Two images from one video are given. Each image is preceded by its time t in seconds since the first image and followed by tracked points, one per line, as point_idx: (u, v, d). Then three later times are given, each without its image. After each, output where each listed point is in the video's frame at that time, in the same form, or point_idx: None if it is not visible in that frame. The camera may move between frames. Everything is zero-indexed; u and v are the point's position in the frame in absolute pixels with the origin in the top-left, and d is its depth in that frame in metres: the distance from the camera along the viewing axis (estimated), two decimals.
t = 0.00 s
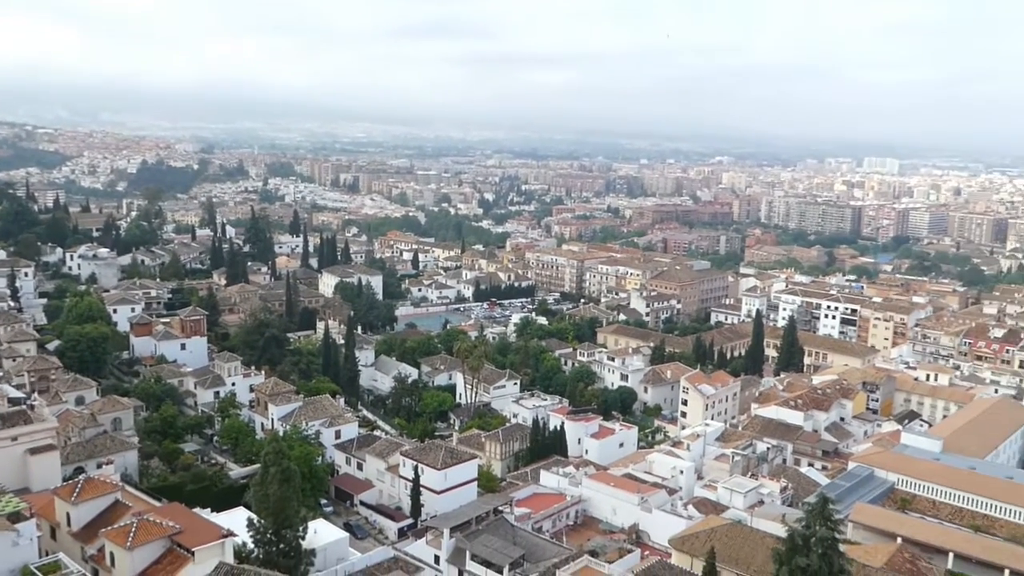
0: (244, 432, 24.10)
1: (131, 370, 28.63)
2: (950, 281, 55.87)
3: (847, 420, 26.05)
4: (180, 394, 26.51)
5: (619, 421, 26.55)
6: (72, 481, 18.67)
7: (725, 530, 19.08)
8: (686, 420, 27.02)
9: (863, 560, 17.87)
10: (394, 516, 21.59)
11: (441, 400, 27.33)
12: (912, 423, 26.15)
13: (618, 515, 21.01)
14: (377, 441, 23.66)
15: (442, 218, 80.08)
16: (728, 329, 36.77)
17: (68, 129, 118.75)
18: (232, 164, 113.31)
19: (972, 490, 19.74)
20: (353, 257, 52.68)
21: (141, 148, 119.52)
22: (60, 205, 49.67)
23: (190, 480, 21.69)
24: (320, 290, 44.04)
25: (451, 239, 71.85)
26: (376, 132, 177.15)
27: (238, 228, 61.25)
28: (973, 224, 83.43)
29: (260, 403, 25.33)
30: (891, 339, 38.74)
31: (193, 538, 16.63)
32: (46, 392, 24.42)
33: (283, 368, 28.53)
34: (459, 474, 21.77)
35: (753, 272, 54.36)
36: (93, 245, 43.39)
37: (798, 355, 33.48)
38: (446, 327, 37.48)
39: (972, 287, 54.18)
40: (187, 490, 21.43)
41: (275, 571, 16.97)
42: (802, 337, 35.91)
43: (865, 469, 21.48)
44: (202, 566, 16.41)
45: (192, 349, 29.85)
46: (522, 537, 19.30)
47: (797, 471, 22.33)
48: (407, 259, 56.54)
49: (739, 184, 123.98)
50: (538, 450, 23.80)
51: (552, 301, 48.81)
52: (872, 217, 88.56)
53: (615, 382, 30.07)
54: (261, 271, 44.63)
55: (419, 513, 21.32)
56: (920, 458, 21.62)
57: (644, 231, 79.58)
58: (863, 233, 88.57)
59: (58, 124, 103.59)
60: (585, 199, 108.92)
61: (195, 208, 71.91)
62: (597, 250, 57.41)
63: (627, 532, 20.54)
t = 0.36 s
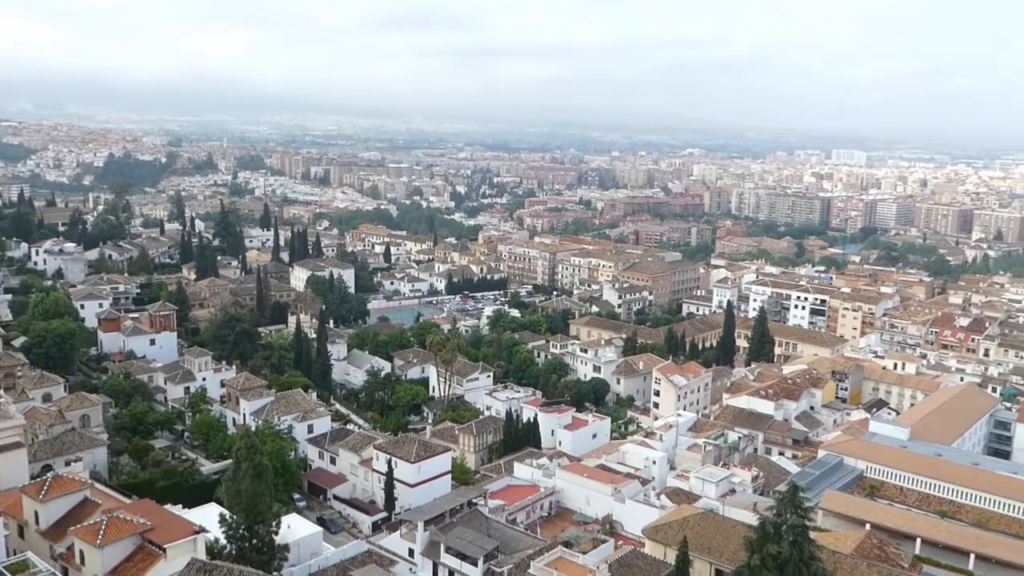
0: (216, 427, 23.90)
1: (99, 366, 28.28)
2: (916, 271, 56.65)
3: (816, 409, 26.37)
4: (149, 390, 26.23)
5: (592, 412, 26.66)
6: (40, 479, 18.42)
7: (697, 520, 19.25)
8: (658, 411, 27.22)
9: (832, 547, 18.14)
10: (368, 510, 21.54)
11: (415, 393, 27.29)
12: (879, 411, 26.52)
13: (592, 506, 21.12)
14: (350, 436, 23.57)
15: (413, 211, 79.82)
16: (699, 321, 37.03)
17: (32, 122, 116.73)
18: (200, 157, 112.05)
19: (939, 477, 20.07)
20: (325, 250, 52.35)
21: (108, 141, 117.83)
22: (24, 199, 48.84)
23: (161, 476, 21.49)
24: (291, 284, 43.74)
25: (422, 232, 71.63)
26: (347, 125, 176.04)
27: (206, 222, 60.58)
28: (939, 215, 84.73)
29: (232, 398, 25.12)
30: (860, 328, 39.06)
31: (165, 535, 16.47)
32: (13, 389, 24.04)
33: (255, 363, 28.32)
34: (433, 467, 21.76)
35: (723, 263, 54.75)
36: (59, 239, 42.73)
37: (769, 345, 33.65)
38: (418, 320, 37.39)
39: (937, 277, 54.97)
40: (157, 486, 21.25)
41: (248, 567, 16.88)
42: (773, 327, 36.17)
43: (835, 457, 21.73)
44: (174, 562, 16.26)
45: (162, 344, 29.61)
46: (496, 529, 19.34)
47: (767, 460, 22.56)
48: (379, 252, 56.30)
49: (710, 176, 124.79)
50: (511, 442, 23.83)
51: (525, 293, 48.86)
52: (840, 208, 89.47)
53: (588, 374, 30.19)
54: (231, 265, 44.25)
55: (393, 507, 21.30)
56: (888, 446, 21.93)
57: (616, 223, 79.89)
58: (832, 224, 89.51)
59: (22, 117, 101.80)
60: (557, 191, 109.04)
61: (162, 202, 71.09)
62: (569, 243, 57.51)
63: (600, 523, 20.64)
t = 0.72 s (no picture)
0: (183, 423, 23.65)
1: (64, 362, 27.86)
2: (880, 261, 57.46)
3: (784, 398, 26.66)
4: (115, 386, 25.90)
5: (562, 404, 26.73)
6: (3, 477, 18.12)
7: (668, 510, 19.41)
8: (628, 402, 27.36)
9: (800, 535, 18.39)
10: (339, 504, 21.46)
11: (385, 386, 27.20)
12: (845, 400, 26.88)
13: (563, 497, 21.21)
14: (320, 430, 23.44)
15: (383, 203, 79.44)
16: (669, 312, 37.25)
17: None
18: (166, 150, 110.59)
19: (903, 464, 20.41)
20: (293, 243, 51.95)
21: (71, 133, 115.91)
22: None
23: (128, 473, 21.22)
24: (260, 277, 43.35)
25: (392, 225, 71.35)
26: (316, 117, 174.66)
27: (172, 215, 59.85)
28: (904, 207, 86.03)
29: (200, 393, 24.86)
30: (826, 318, 39.75)
31: (132, 532, 16.26)
32: None
33: (223, 358, 28.06)
34: (404, 460, 21.71)
35: (692, 255, 55.15)
36: (20, 233, 41.98)
37: (737, 336, 34.00)
38: (388, 313, 37.24)
39: (901, 268, 55.79)
40: (124, 483, 20.98)
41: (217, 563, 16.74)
42: (741, 318, 36.53)
43: (802, 447, 21.97)
44: (142, 559, 16.06)
45: (127, 339, 29.24)
46: (467, 522, 19.36)
47: (736, 450, 22.78)
48: (348, 245, 55.96)
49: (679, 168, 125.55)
50: (482, 435, 23.84)
51: (495, 286, 48.84)
52: (807, 200, 90.42)
53: (558, 366, 30.27)
54: (198, 259, 43.77)
55: (364, 501, 21.24)
56: (854, 434, 22.22)
57: (586, 215, 80.09)
58: (799, 216, 90.44)
59: None
60: (527, 184, 109.09)
61: (127, 195, 70.13)
62: (539, 235, 57.57)
63: (572, 514, 20.70)
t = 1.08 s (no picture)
0: (161, 419, 23.48)
1: (38, 358, 27.52)
2: (855, 252, 58.03)
3: (762, 388, 26.86)
4: (92, 382, 25.65)
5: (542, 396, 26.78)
6: None
7: (647, 500, 19.54)
8: (608, 393, 27.46)
9: (778, 523, 18.60)
10: (319, 499, 21.41)
11: (364, 380, 27.14)
12: (822, 389, 27.12)
13: (543, 488, 21.28)
14: (299, 424, 23.35)
15: (361, 196, 79.14)
16: (647, 303, 37.41)
17: None
18: (140, 143, 109.42)
19: (879, 451, 20.66)
20: (271, 237, 51.66)
21: (43, 126, 114.35)
22: None
23: (105, 470, 21.05)
24: (237, 272, 43.06)
25: (370, 218, 71.08)
26: (292, 110, 173.50)
27: (146, 209, 59.27)
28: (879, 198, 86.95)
29: (177, 389, 24.65)
30: (803, 309, 40.05)
31: (110, 528, 16.12)
32: None
33: (201, 353, 27.87)
34: (384, 454, 21.69)
35: (670, 246, 55.38)
36: None
37: (716, 326, 34.20)
38: (367, 307, 37.15)
39: (876, 258, 56.38)
40: (101, 480, 20.80)
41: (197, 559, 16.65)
42: (719, 309, 36.74)
43: (780, 436, 22.14)
44: (120, 556, 15.94)
45: (103, 334, 28.96)
46: (448, 514, 19.39)
47: (715, 440, 22.95)
48: (326, 238, 55.71)
49: (656, 159, 125.96)
50: (462, 428, 23.87)
51: (474, 278, 48.83)
52: (784, 190, 91.03)
53: (538, 358, 30.31)
54: (174, 253, 43.39)
55: (344, 495, 21.21)
56: (831, 423, 22.44)
57: (564, 207, 80.19)
58: (776, 207, 91.08)
59: None
60: (505, 176, 109.02)
61: (101, 189, 69.33)
62: (517, 227, 57.58)
63: (552, 505, 20.77)
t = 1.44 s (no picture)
0: (128, 415, 23.20)
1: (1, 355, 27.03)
2: (822, 241, 58.69)
3: (730, 377, 27.10)
4: (56, 378, 25.27)
5: (512, 388, 26.81)
6: None
7: (618, 490, 19.64)
8: (578, 384, 27.56)
9: (747, 511, 18.80)
10: (289, 493, 21.28)
11: (334, 373, 27.00)
12: (789, 378, 27.42)
13: (514, 480, 21.32)
14: (268, 419, 23.18)
15: (330, 188, 78.63)
16: (617, 294, 37.57)
17: None
18: (104, 135, 107.86)
19: (845, 438, 20.94)
20: (239, 230, 51.21)
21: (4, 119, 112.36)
22: None
23: (71, 467, 20.77)
24: (204, 265, 42.63)
25: (339, 211, 70.67)
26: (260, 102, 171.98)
27: (111, 202, 58.46)
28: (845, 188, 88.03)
29: (144, 384, 24.36)
30: (771, 299, 40.34)
31: (76, 527, 15.89)
32: None
33: (168, 348, 27.57)
34: (355, 448, 21.61)
35: (640, 237, 55.66)
36: None
37: (685, 316, 34.45)
38: (337, 300, 36.96)
39: (841, 247, 57.07)
40: (67, 477, 20.53)
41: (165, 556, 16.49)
42: (688, 299, 37.01)
43: (748, 424, 22.34)
44: (87, 555, 15.73)
45: (67, 330, 28.52)
46: (419, 507, 19.36)
47: (685, 429, 23.11)
48: (294, 231, 55.32)
49: (626, 150, 126.43)
50: (433, 420, 23.83)
51: (444, 270, 48.75)
52: (752, 181, 91.82)
53: (509, 350, 30.35)
54: (139, 247, 42.86)
55: (315, 489, 21.12)
56: (798, 411, 22.68)
57: (534, 198, 80.26)
58: (744, 198, 91.82)
59: None
60: (475, 168, 108.88)
61: (64, 182, 68.29)
62: (488, 219, 57.54)
63: (523, 496, 20.80)
